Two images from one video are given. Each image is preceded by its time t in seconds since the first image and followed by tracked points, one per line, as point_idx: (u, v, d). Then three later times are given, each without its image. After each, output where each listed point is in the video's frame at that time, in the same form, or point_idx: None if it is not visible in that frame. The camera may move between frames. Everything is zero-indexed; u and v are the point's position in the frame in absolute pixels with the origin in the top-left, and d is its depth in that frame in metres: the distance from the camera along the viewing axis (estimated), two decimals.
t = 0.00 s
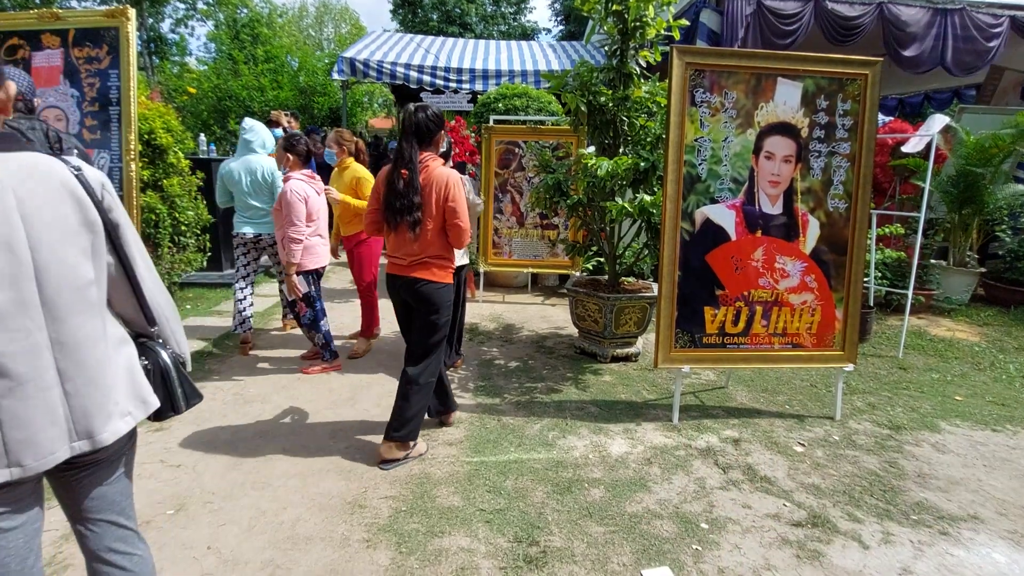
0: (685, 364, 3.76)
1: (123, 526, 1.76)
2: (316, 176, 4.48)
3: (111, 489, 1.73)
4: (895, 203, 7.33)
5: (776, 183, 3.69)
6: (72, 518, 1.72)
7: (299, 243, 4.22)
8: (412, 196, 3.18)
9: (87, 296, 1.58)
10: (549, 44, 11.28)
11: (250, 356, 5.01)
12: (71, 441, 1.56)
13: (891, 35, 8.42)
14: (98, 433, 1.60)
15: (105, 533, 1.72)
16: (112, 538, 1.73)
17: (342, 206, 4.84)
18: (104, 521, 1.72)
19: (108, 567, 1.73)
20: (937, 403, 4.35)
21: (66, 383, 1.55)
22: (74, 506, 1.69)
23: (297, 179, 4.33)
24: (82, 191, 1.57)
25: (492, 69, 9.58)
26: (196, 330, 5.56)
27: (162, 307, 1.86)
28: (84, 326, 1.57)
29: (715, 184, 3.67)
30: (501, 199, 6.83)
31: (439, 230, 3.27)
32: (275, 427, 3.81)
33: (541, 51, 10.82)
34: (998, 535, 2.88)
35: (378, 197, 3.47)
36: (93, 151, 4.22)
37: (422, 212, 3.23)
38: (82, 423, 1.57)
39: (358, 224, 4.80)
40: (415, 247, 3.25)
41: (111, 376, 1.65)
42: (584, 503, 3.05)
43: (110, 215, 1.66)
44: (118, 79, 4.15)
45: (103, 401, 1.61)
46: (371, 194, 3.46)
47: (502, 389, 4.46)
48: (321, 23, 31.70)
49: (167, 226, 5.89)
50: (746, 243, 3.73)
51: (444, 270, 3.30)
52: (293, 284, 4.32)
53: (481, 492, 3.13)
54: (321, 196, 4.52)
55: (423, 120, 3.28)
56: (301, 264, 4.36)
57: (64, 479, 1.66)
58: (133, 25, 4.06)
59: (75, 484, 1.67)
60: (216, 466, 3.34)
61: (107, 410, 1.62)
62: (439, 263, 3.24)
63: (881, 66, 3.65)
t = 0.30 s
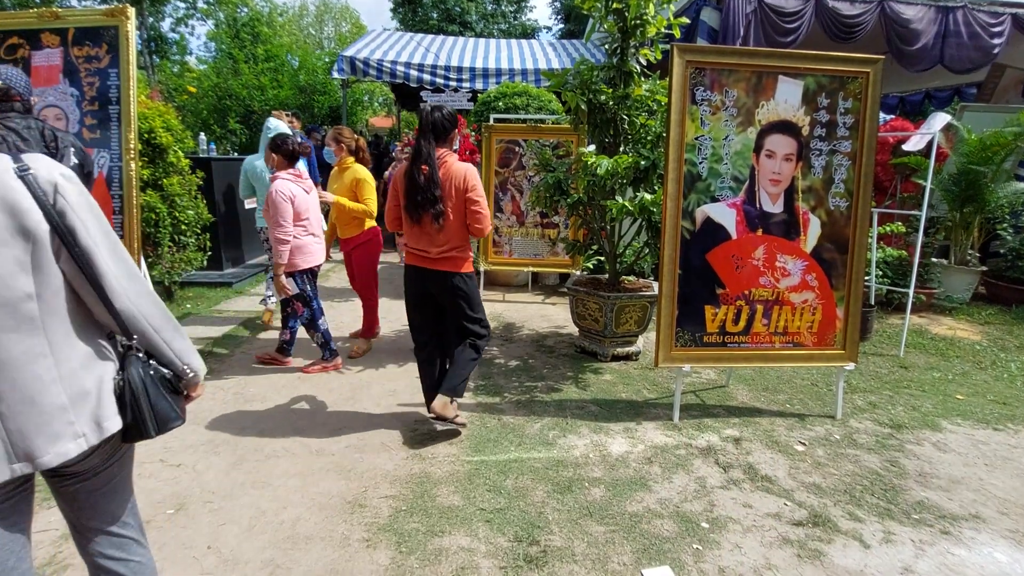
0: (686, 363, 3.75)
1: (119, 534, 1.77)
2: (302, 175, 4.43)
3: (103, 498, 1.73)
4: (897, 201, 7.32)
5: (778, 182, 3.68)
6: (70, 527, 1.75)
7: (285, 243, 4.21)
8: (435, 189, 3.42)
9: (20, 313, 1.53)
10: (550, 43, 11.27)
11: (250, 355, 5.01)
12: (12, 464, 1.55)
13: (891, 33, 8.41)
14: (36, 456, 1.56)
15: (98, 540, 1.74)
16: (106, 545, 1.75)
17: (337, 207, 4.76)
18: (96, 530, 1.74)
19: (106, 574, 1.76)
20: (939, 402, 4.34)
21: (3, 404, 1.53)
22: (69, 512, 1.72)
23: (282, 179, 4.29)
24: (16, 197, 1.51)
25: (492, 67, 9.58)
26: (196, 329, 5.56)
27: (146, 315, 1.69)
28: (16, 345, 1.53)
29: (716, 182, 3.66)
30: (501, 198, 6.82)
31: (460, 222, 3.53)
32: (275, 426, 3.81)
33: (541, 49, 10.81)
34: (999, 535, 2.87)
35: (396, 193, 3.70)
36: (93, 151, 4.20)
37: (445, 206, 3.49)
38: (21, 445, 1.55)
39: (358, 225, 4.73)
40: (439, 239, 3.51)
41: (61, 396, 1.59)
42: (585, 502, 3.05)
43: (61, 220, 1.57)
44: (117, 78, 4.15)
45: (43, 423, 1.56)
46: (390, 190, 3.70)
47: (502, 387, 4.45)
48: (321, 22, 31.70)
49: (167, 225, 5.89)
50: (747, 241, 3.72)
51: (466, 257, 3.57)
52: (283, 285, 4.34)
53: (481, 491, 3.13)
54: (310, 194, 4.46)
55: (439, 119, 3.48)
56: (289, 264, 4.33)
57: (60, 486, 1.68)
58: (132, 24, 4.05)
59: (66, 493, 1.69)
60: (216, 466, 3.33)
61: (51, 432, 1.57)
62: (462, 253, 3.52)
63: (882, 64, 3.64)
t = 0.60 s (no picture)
0: (686, 362, 3.75)
1: (117, 543, 1.77)
2: (288, 173, 4.45)
3: (100, 506, 1.74)
4: (897, 200, 7.32)
5: (778, 181, 3.68)
6: (73, 535, 1.77)
7: (271, 241, 4.22)
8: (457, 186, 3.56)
9: None
10: (549, 42, 11.27)
11: (250, 355, 5.01)
12: None
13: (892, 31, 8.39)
14: None
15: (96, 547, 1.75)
16: (106, 554, 1.75)
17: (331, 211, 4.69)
18: (94, 540, 1.75)
19: None
20: (939, 401, 4.33)
21: None
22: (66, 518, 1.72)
23: (269, 176, 4.31)
24: None
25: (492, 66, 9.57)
26: (197, 330, 5.56)
27: (114, 334, 1.57)
28: None
29: (716, 181, 3.66)
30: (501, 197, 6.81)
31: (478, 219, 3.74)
32: (276, 426, 3.81)
33: (541, 48, 10.81)
34: (1000, 534, 2.87)
35: (410, 191, 3.76)
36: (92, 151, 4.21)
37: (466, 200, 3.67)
38: None
39: (353, 230, 4.70)
40: (457, 233, 3.65)
41: (26, 411, 1.56)
42: (585, 502, 3.05)
43: (13, 229, 1.48)
44: (117, 78, 4.15)
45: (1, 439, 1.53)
46: (402, 190, 3.77)
47: (502, 387, 4.45)
48: (320, 22, 31.69)
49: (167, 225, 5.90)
50: (747, 240, 3.72)
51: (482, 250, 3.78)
52: (270, 281, 4.30)
53: (482, 491, 3.12)
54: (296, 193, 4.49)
55: (453, 122, 3.65)
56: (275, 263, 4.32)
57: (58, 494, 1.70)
58: (132, 24, 4.06)
59: (66, 499, 1.70)
60: (217, 466, 3.33)
61: (12, 448, 1.55)
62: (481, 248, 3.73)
63: (883, 63, 3.64)
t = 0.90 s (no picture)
0: (686, 361, 3.75)
1: (118, 544, 1.77)
2: (272, 172, 4.43)
3: (100, 507, 1.74)
4: (897, 198, 7.32)
5: (777, 179, 3.68)
6: (74, 536, 1.78)
7: (252, 236, 4.22)
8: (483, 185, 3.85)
9: None
10: (548, 41, 11.26)
11: (250, 355, 5.01)
12: None
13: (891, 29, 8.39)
14: None
15: (97, 546, 1.76)
16: (107, 555, 1.76)
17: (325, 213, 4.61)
18: (95, 540, 1.75)
19: None
20: (939, 399, 4.34)
21: None
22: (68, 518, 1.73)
23: (253, 172, 4.30)
24: None
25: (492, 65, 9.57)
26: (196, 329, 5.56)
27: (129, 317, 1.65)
28: None
29: (715, 180, 3.65)
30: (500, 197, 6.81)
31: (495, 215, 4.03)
32: (276, 425, 3.81)
33: (540, 47, 10.80)
34: (1000, 531, 2.87)
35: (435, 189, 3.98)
36: (92, 151, 4.21)
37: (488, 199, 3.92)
38: None
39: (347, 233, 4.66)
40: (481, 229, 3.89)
41: (15, 416, 1.56)
42: (585, 501, 3.05)
43: (10, 230, 1.49)
44: (116, 77, 4.15)
45: None
46: (428, 188, 3.98)
47: (502, 386, 4.45)
48: (320, 21, 31.66)
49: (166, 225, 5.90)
50: (746, 239, 3.71)
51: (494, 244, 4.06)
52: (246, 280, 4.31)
53: (482, 489, 3.12)
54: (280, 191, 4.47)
55: (476, 126, 3.93)
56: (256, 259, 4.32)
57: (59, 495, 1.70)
58: (131, 23, 4.06)
59: (67, 498, 1.71)
60: (217, 465, 3.33)
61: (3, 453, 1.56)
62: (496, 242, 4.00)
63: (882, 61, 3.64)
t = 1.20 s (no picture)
0: (685, 360, 3.75)
1: (122, 541, 1.77)
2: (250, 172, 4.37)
3: (103, 506, 1.74)
4: (896, 198, 7.32)
5: (776, 179, 3.69)
6: (80, 534, 1.78)
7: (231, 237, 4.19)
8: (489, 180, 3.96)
9: None
10: (547, 41, 11.27)
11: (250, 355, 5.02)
12: None
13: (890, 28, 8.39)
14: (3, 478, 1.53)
15: (101, 544, 1.76)
16: (111, 552, 1.76)
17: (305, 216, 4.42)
18: (101, 538, 1.76)
19: None
20: (938, 398, 4.34)
21: None
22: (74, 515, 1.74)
23: (230, 173, 4.27)
24: None
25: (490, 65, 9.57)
26: (196, 329, 5.57)
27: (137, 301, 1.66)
28: None
29: (714, 180, 3.66)
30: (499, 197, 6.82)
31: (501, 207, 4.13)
32: (276, 425, 3.82)
33: (539, 47, 10.80)
34: (998, 530, 2.88)
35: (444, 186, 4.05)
36: (91, 152, 4.21)
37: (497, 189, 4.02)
38: None
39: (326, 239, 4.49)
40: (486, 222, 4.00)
41: (27, 414, 1.55)
42: (585, 500, 3.05)
43: (21, 230, 1.49)
44: (115, 77, 4.14)
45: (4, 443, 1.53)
46: (436, 186, 4.05)
47: (502, 386, 4.46)
48: (318, 20, 31.63)
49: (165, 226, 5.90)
50: (744, 238, 3.72)
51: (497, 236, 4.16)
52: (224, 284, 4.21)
53: (481, 489, 3.13)
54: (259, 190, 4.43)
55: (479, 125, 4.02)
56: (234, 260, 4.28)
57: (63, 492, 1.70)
58: (129, 23, 4.06)
59: (70, 497, 1.71)
60: (217, 465, 3.33)
61: (14, 452, 1.54)
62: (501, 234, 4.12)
63: (880, 60, 3.64)
